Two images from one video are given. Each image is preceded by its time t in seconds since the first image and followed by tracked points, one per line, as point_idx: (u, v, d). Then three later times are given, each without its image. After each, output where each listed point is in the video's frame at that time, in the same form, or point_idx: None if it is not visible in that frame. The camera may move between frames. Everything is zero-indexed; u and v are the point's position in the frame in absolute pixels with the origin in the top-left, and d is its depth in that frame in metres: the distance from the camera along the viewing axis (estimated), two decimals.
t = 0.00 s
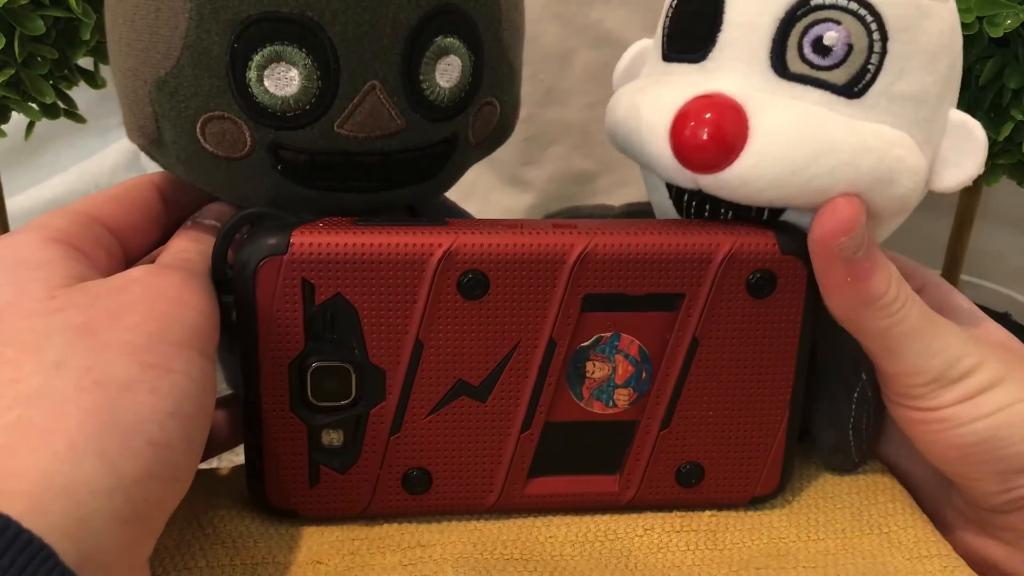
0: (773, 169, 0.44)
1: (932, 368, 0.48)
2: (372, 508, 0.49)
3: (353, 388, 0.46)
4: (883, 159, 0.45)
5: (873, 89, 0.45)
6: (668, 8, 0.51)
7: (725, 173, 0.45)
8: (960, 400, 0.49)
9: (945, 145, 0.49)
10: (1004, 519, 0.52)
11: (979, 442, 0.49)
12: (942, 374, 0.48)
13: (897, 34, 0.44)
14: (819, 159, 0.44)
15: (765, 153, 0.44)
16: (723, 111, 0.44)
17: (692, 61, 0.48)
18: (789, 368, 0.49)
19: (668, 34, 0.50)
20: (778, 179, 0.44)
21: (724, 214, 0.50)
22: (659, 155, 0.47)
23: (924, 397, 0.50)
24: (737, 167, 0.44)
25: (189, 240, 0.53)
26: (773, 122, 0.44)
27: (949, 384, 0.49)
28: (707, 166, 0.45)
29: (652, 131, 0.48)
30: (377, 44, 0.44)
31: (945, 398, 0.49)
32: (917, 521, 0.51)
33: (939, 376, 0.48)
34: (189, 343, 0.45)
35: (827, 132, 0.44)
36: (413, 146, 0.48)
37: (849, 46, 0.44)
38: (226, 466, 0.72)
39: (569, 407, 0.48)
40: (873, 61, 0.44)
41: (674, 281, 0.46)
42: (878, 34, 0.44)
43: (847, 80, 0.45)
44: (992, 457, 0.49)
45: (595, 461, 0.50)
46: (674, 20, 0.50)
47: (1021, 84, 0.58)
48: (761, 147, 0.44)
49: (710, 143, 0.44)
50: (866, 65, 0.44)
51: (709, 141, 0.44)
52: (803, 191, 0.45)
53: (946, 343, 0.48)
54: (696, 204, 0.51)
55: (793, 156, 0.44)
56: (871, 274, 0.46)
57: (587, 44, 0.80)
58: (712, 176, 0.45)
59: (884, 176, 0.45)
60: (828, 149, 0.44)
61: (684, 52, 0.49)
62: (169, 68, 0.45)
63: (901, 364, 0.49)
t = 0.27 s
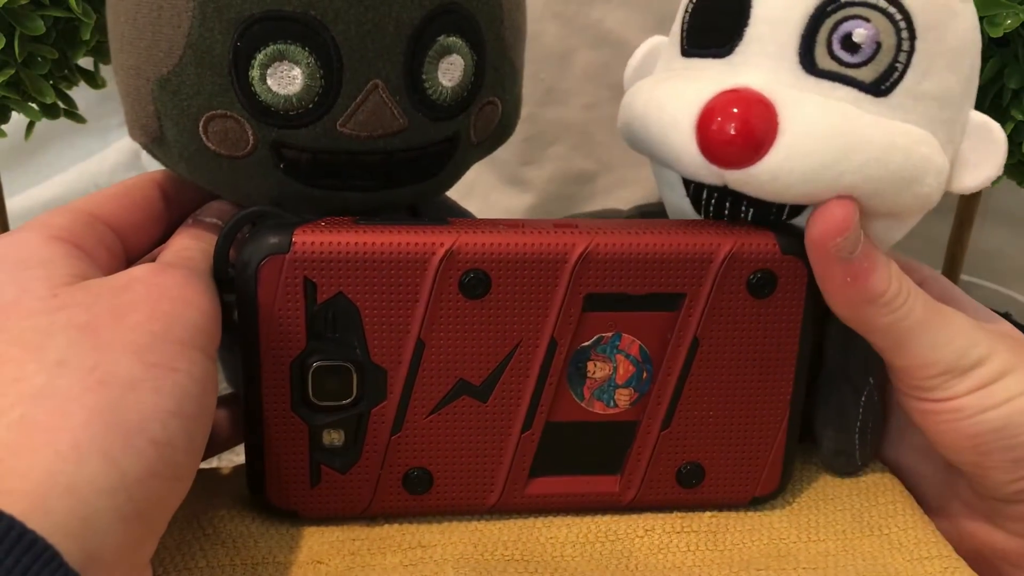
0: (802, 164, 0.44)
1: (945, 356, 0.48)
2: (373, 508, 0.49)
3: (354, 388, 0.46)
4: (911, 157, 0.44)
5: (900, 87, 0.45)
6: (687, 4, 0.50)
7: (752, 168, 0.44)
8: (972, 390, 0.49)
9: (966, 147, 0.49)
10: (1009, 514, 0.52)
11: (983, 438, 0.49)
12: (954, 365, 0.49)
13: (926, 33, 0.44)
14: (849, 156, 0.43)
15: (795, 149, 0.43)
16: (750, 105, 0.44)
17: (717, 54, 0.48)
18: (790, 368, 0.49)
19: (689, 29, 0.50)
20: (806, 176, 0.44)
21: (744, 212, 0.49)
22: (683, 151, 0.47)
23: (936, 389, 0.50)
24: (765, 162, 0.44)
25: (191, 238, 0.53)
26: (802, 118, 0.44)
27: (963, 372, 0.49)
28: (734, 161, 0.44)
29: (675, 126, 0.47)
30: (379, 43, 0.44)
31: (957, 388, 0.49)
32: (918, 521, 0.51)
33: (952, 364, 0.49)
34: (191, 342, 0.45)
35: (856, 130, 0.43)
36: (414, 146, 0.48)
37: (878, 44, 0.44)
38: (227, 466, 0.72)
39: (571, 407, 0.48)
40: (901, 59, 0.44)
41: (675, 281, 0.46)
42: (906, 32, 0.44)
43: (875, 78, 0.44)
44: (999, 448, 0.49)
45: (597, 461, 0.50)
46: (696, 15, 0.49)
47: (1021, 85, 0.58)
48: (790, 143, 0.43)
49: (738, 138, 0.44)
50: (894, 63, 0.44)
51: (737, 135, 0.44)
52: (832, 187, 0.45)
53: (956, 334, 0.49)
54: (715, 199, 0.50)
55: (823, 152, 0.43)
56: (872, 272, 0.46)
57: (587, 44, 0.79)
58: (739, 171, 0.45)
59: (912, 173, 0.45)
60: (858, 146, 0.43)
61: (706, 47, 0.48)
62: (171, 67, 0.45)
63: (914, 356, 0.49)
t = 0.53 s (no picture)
0: (835, 181, 0.42)
1: (956, 363, 0.48)
2: (373, 505, 0.49)
3: (355, 391, 0.46)
4: (942, 176, 0.43)
5: (934, 101, 0.43)
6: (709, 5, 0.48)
7: (782, 183, 0.43)
8: (982, 396, 0.49)
9: (993, 159, 0.47)
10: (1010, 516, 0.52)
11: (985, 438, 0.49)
12: (965, 373, 0.49)
13: (962, 46, 0.43)
14: (882, 175, 0.42)
15: (829, 165, 0.42)
16: (782, 117, 0.42)
17: (744, 60, 0.46)
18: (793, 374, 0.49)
19: (711, 31, 0.48)
20: (838, 193, 0.42)
21: (767, 221, 0.49)
22: (708, 162, 0.45)
23: (946, 395, 0.50)
24: (797, 177, 0.42)
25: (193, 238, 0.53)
26: (835, 132, 0.42)
27: (974, 378, 0.49)
28: (764, 175, 0.42)
29: (701, 134, 0.45)
30: (382, 44, 0.44)
31: (967, 395, 0.49)
32: (918, 522, 0.51)
33: (963, 370, 0.49)
34: (192, 342, 0.45)
35: (891, 147, 0.42)
36: (417, 146, 0.48)
37: (914, 56, 0.43)
38: (226, 465, 0.72)
39: (571, 412, 0.48)
40: (936, 73, 0.43)
41: (679, 289, 0.46)
42: (943, 45, 0.43)
43: (909, 91, 0.43)
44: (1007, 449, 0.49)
45: (597, 461, 0.50)
46: (719, 16, 0.47)
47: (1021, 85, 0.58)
48: (823, 159, 0.42)
49: (768, 151, 0.42)
50: (929, 77, 0.43)
51: (767, 149, 0.42)
52: (861, 204, 0.43)
53: (967, 341, 0.49)
54: (736, 210, 0.50)
55: (856, 170, 0.42)
56: (882, 288, 0.46)
57: (588, 44, 0.79)
58: (768, 185, 0.43)
59: (942, 192, 0.44)
60: (891, 164, 0.42)
61: (729, 50, 0.46)
62: (175, 66, 0.45)
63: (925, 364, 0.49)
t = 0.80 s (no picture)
0: (836, 178, 0.42)
1: (955, 363, 0.48)
2: (372, 505, 0.49)
3: (354, 389, 0.46)
4: (941, 173, 0.43)
5: (933, 98, 0.43)
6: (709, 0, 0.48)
7: (784, 179, 0.42)
8: (982, 397, 0.49)
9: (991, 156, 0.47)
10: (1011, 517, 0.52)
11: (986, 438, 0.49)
12: (965, 373, 0.48)
13: (960, 44, 0.43)
14: (882, 172, 0.42)
15: (830, 161, 0.42)
16: (783, 113, 0.42)
17: (743, 58, 0.45)
18: (792, 373, 0.49)
19: (711, 26, 0.48)
20: (838, 190, 0.42)
21: (767, 218, 0.48)
22: (709, 159, 0.45)
23: (945, 396, 0.50)
24: (798, 174, 0.42)
25: (192, 238, 0.53)
26: (838, 129, 0.42)
27: (973, 378, 0.49)
28: (765, 172, 0.42)
29: (701, 131, 0.45)
30: (382, 44, 0.44)
31: (968, 395, 0.49)
32: (918, 522, 0.51)
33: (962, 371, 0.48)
34: (192, 342, 0.45)
35: (891, 144, 0.42)
36: (417, 146, 0.48)
37: (914, 54, 0.42)
38: (227, 465, 0.72)
39: (570, 410, 0.48)
40: (935, 70, 0.43)
41: (677, 286, 0.46)
42: (942, 43, 0.43)
43: (908, 89, 0.43)
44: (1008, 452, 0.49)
45: (597, 460, 0.50)
46: (720, 12, 0.47)
47: (1020, 84, 0.58)
48: (824, 156, 0.42)
49: (769, 148, 0.41)
50: (928, 74, 0.43)
51: (768, 145, 0.41)
52: (860, 200, 0.43)
53: (967, 341, 0.49)
54: (735, 205, 0.49)
55: (857, 167, 0.42)
56: (879, 286, 0.46)
57: (587, 44, 0.79)
58: (769, 182, 0.43)
59: (941, 189, 0.44)
60: (891, 161, 0.42)
61: (729, 46, 0.46)
62: (174, 66, 0.45)
63: (925, 362, 0.49)
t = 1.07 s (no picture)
0: (839, 175, 0.42)
1: (969, 358, 0.48)
2: (374, 505, 0.49)
3: (356, 387, 0.46)
4: (944, 175, 0.43)
5: (941, 101, 0.43)
6: None
7: (787, 174, 0.42)
8: (998, 391, 0.49)
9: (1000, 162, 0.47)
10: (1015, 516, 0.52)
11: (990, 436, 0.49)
12: (980, 368, 0.48)
13: (972, 48, 0.43)
14: (884, 171, 0.42)
15: (831, 159, 0.41)
16: (788, 108, 0.42)
17: (755, 51, 0.45)
18: (790, 369, 0.49)
19: (726, 20, 0.48)
20: (840, 189, 0.42)
21: (769, 213, 0.48)
22: (713, 151, 0.45)
23: (959, 391, 0.50)
24: (801, 169, 0.42)
25: (192, 238, 0.53)
26: (843, 127, 0.42)
27: (989, 373, 0.48)
28: (768, 166, 0.42)
29: (708, 123, 0.45)
30: (383, 45, 0.44)
31: (983, 390, 0.49)
32: (919, 521, 0.51)
33: (977, 365, 0.48)
34: (192, 342, 0.45)
35: (893, 144, 0.42)
36: (418, 146, 0.48)
37: (924, 56, 0.42)
38: (227, 465, 0.72)
39: (570, 408, 0.48)
40: (945, 74, 0.43)
41: (676, 281, 0.46)
42: (953, 46, 0.42)
43: (916, 90, 0.43)
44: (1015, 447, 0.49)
45: (597, 460, 0.50)
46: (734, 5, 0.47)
47: None
48: (827, 153, 0.41)
49: (774, 142, 0.41)
50: (937, 77, 0.43)
51: (773, 140, 0.41)
52: (862, 201, 0.43)
53: (980, 336, 0.48)
54: (739, 199, 0.49)
55: (858, 165, 0.42)
56: (877, 284, 0.46)
57: (588, 44, 0.79)
58: (772, 175, 0.43)
59: (946, 192, 0.44)
60: (893, 161, 0.42)
61: (742, 40, 0.46)
62: (174, 67, 0.45)
63: (940, 358, 0.48)
